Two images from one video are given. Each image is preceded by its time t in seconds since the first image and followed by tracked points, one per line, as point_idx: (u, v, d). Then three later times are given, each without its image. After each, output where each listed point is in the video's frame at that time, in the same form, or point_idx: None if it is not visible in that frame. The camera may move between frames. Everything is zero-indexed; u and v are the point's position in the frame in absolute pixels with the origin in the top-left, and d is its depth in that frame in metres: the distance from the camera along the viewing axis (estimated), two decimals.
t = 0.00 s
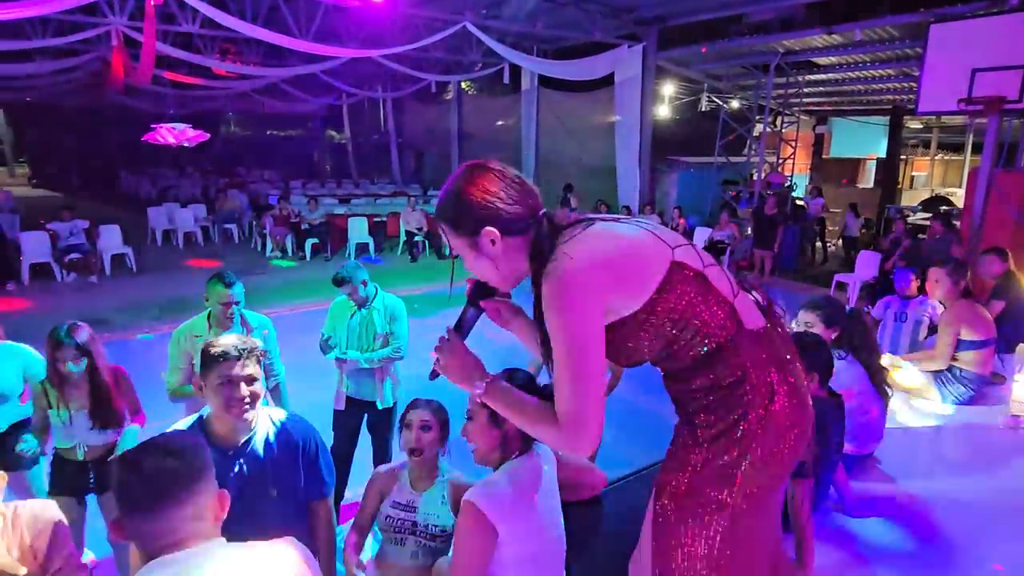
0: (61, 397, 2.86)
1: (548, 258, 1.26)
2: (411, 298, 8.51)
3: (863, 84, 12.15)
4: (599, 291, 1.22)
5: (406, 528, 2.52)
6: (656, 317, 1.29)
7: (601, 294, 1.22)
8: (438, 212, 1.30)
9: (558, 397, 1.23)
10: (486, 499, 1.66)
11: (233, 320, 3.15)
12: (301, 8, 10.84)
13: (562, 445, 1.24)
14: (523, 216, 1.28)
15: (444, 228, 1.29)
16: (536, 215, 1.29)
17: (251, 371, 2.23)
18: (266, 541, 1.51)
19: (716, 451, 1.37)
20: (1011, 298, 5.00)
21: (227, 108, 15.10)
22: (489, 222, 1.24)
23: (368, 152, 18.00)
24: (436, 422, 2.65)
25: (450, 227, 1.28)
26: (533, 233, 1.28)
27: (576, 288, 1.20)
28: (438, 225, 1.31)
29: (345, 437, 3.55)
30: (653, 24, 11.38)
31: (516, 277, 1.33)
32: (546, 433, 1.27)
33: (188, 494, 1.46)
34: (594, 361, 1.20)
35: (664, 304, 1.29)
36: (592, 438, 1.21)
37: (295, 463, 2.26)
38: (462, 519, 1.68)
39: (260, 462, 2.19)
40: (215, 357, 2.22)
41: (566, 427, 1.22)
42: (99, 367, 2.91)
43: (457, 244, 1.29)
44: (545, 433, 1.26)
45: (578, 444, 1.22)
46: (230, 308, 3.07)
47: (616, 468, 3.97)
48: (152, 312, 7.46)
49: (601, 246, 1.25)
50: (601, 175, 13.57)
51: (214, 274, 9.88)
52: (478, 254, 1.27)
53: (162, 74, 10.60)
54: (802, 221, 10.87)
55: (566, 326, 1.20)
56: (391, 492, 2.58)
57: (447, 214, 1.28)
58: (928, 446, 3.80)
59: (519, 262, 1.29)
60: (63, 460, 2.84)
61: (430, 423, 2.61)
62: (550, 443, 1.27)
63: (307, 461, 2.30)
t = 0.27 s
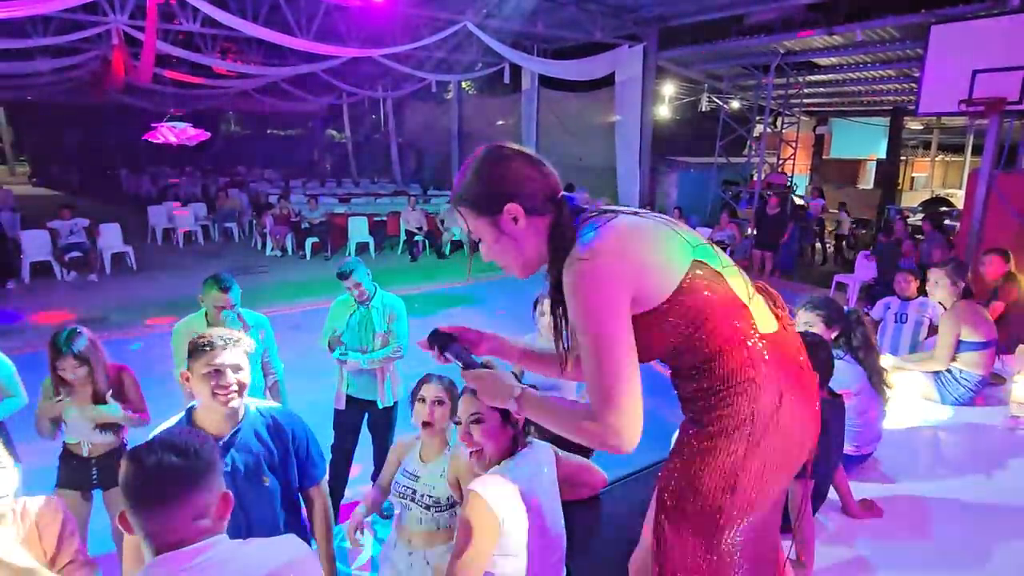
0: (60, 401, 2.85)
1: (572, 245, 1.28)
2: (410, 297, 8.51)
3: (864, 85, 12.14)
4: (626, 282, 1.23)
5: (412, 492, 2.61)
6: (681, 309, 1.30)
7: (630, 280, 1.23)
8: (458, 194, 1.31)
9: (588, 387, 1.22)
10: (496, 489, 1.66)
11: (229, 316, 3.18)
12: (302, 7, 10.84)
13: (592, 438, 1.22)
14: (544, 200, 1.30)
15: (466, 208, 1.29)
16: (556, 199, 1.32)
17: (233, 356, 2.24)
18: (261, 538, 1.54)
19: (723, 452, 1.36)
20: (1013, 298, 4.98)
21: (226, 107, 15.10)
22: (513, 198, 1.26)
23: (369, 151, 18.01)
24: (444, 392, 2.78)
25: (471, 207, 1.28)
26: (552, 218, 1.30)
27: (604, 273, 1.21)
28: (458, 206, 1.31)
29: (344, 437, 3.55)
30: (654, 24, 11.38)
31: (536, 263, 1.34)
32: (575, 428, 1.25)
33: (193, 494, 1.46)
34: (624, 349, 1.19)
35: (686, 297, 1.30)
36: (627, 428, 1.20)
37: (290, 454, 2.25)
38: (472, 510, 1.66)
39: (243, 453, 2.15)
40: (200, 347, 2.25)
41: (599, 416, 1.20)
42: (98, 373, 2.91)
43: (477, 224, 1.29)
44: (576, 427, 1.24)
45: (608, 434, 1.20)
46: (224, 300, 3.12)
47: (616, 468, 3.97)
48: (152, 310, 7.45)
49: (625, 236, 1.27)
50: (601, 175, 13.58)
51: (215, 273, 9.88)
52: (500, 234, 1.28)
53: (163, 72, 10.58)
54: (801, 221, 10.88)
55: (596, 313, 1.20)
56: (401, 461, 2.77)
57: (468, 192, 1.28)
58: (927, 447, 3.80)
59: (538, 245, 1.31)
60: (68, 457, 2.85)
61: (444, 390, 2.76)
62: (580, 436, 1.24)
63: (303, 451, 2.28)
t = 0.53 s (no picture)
0: (50, 404, 2.82)
1: (633, 236, 1.31)
2: (407, 298, 8.51)
3: (859, 87, 12.19)
4: (694, 269, 1.25)
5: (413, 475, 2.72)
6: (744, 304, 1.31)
7: (699, 272, 1.25)
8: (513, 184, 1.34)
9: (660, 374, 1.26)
10: (476, 489, 1.67)
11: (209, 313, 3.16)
12: (299, 7, 10.82)
13: (669, 422, 1.27)
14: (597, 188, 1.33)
15: (523, 200, 1.32)
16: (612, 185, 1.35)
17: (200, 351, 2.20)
18: (257, 538, 1.53)
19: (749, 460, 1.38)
20: (1007, 299, 5.00)
21: (223, 107, 15.06)
22: (571, 186, 1.30)
23: (365, 152, 18.00)
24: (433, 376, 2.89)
25: (528, 195, 1.31)
26: (609, 207, 1.34)
27: (673, 264, 1.24)
28: (514, 197, 1.34)
29: (340, 438, 3.54)
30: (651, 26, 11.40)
31: (592, 252, 1.37)
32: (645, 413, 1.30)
33: (188, 495, 1.45)
34: (696, 338, 1.22)
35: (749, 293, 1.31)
36: (703, 411, 1.25)
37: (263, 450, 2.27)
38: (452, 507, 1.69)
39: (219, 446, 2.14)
40: (167, 343, 2.20)
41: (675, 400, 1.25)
42: (93, 373, 2.91)
43: (533, 214, 1.32)
44: (648, 413, 1.29)
45: (683, 418, 1.25)
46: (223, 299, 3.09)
47: (613, 469, 3.97)
48: (148, 311, 7.43)
49: (686, 227, 1.30)
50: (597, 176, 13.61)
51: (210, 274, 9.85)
52: (558, 222, 1.32)
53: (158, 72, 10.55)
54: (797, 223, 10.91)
55: (667, 304, 1.22)
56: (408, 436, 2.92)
57: (524, 182, 1.31)
58: (920, 448, 3.81)
59: (594, 234, 1.35)
60: (60, 458, 2.86)
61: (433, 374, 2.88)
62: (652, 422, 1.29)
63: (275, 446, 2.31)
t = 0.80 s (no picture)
0: (22, 412, 2.75)
1: (749, 203, 1.22)
2: (396, 302, 8.48)
3: (846, 93, 12.32)
4: (817, 244, 1.17)
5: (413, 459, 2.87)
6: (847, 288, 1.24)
7: (821, 244, 1.18)
8: (622, 141, 1.24)
9: (773, 343, 1.16)
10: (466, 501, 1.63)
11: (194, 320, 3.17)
12: (287, 10, 10.78)
13: (778, 395, 1.17)
14: (710, 153, 1.26)
15: (635, 156, 1.22)
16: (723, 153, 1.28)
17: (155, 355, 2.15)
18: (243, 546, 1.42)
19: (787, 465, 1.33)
20: (990, 304, 5.08)
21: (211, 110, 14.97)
22: (688, 146, 1.21)
23: (354, 155, 17.96)
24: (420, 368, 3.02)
25: (642, 152, 1.21)
26: (719, 173, 1.26)
27: (798, 231, 1.16)
28: (621, 154, 1.24)
29: (330, 444, 3.51)
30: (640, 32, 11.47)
31: (696, 220, 1.28)
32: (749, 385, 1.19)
33: (168, 501, 1.43)
34: (819, 308, 1.14)
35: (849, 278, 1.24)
36: (815, 386, 1.17)
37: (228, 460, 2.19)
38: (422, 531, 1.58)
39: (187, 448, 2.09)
40: (113, 352, 2.14)
41: (791, 371, 1.15)
42: (72, 378, 2.86)
43: (644, 172, 1.22)
44: (755, 382, 1.18)
45: (795, 391, 1.16)
46: (209, 305, 3.06)
47: (602, 474, 3.98)
48: (134, 315, 7.36)
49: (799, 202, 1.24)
50: (587, 180, 13.69)
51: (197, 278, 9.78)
52: (671, 183, 1.22)
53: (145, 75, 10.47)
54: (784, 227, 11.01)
55: (791, 269, 1.13)
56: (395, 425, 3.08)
57: (638, 139, 1.22)
58: (907, 452, 3.81)
59: (703, 199, 1.25)
60: (35, 466, 2.83)
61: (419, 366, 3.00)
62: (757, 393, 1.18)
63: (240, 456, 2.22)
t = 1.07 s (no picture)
0: None
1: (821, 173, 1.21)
2: (381, 307, 8.44)
3: (826, 99, 12.49)
4: (887, 222, 1.17)
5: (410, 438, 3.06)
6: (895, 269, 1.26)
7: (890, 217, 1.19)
8: (707, 88, 1.22)
9: (836, 309, 1.15)
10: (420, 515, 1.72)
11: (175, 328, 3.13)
12: (271, 13, 10.71)
13: (838, 364, 1.16)
14: (792, 113, 1.24)
15: (717, 104, 1.20)
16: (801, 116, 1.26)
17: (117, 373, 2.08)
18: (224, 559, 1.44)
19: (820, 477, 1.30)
20: (969, 306, 5.17)
21: (193, 113, 14.82)
22: (776, 100, 1.19)
23: (339, 159, 17.88)
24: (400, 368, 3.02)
25: (726, 100, 1.19)
26: (797, 135, 1.24)
27: (875, 201, 1.16)
28: (702, 101, 1.22)
29: (315, 450, 3.47)
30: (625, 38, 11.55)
31: (767, 180, 1.26)
32: (806, 351, 1.17)
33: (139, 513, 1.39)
34: (886, 277, 1.14)
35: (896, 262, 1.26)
36: (875, 357, 1.16)
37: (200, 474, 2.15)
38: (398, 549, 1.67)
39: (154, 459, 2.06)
40: (74, 365, 2.08)
41: (854, 337, 1.14)
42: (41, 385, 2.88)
43: (726, 121, 1.19)
44: (812, 346, 1.16)
45: (857, 360, 1.15)
46: (192, 312, 3.00)
47: (588, 479, 3.96)
48: (114, 321, 7.25)
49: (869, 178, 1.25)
50: (572, 184, 13.74)
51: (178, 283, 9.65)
52: (751, 136, 1.20)
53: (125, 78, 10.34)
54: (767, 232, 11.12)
55: (866, 237, 1.13)
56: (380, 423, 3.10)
57: (723, 89, 1.20)
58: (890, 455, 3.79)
59: (777, 160, 1.24)
60: None
61: (400, 366, 2.98)
62: (816, 360, 1.16)
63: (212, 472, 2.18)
